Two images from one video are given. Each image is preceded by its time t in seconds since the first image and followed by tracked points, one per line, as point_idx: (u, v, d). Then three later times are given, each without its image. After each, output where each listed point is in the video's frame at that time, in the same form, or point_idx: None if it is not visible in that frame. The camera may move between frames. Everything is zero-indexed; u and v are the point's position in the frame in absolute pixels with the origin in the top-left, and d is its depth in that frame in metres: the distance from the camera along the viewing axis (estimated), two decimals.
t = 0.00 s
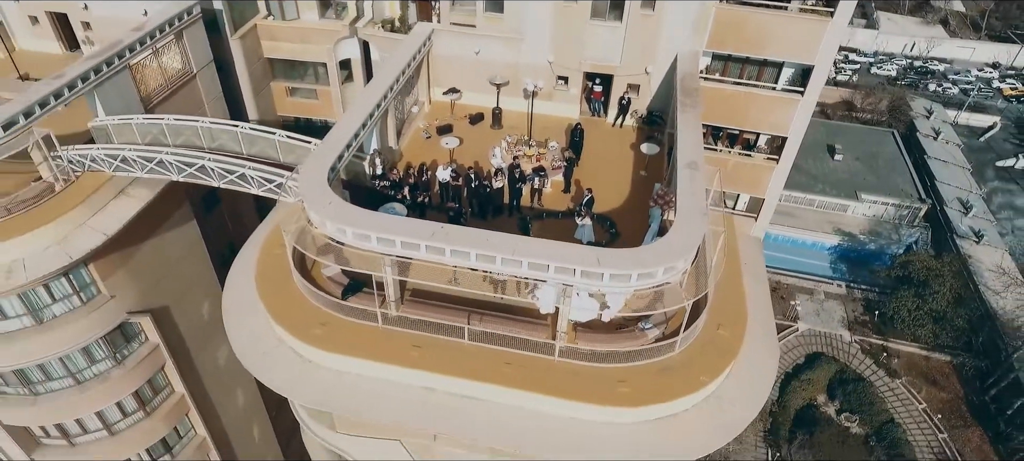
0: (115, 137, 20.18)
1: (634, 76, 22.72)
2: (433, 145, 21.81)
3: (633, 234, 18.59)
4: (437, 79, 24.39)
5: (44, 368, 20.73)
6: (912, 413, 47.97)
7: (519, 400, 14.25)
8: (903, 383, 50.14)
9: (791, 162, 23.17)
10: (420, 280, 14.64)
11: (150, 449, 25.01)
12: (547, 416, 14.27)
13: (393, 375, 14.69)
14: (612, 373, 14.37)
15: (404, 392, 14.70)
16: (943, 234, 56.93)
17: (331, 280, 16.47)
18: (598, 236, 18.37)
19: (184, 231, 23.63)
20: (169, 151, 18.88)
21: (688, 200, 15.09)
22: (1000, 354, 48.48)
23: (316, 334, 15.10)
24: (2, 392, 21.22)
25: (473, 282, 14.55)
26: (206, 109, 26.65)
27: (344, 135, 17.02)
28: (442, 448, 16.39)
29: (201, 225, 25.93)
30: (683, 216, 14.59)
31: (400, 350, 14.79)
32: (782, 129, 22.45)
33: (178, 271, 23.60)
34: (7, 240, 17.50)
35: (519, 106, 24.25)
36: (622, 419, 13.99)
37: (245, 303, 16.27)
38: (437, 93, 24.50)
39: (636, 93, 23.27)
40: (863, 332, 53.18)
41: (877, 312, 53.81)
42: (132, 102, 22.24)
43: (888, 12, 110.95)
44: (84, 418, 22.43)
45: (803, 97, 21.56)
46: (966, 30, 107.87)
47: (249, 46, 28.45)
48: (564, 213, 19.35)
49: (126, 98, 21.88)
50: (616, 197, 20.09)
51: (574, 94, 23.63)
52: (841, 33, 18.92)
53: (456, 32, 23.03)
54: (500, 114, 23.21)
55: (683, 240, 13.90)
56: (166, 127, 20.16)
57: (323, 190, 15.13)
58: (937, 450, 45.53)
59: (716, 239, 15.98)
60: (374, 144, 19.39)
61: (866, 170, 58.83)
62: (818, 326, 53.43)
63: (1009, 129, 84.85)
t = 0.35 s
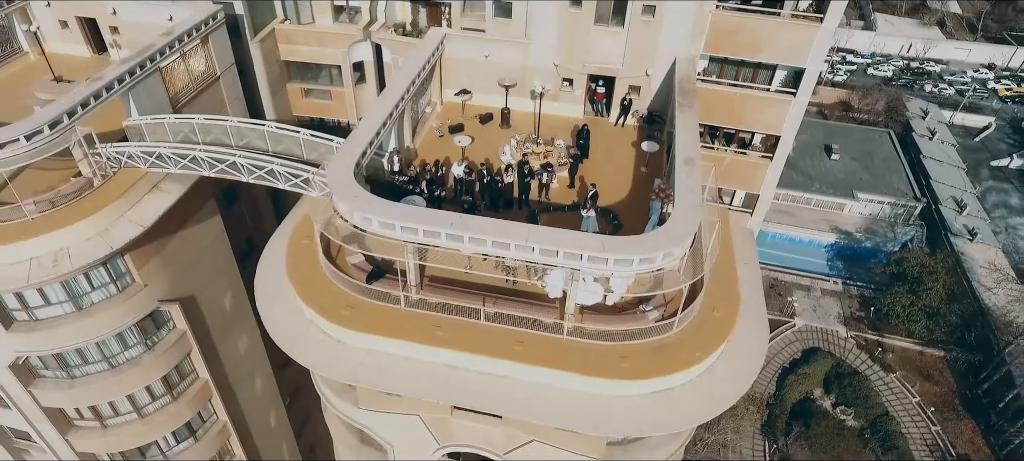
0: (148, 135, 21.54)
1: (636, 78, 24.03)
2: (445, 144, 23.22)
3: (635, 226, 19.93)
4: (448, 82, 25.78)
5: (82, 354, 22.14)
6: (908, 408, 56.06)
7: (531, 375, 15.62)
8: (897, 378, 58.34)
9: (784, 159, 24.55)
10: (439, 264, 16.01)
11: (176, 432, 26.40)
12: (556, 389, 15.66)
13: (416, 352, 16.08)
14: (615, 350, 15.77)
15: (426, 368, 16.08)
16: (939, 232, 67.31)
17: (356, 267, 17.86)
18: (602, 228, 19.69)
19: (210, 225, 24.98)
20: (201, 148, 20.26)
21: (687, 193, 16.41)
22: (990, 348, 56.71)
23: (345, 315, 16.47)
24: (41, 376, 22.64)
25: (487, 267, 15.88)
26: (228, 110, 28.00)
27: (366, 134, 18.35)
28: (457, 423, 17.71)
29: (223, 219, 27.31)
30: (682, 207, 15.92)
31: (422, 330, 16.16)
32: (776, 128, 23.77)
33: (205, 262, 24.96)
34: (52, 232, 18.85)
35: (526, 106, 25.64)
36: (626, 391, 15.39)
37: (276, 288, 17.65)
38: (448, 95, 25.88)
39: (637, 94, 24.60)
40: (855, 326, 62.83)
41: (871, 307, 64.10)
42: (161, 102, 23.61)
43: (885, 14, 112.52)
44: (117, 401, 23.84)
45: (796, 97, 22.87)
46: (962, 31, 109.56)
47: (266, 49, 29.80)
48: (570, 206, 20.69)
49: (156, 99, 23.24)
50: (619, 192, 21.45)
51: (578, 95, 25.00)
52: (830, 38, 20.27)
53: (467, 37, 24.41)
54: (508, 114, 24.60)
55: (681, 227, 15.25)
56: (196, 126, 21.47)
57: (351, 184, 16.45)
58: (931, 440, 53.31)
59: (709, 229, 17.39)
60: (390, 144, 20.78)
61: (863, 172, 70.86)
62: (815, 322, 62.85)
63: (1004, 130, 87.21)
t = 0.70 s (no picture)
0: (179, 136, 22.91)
1: (638, 82, 25.38)
2: (458, 145, 24.61)
3: (636, 223, 21.26)
4: (460, 86, 27.17)
5: (116, 342, 23.54)
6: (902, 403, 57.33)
7: (541, 357, 16.99)
8: (892, 374, 59.69)
9: (779, 160, 25.86)
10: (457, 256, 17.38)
11: (199, 419, 27.78)
12: (565, 370, 17.00)
13: (435, 336, 17.45)
14: (620, 334, 17.14)
15: (444, 350, 17.46)
16: (934, 231, 68.79)
17: (378, 259, 19.26)
18: (606, 224, 21.01)
19: (234, 221, 26.38)
20: (231, 149, 21.63)
21: (686, 190, 17.77)
22: (984, 345, 58.67)
23: (369, 302, 17.87)
24: (77, 363, 24.05)
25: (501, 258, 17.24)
26: (250, 112, 29.39)
27: (387, 136, 19.71)
28: (472, 405, 19.06)
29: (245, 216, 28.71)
30: (681, 203, 17.29)
31: (441, 316, 17.54)
32: (770, 130, 25.08)
33: (229, 257, 26.35)
34: (94, 226, 20.22)
35: (533, 109, 27.02)
36: (629, 372, 16.75)
37: (305, 278, 19.04)
38: (460, 98, 27.28)
39: (638, 98, 25.95)
40: (852, 323, 64.10)
41: (867, 305, 65.37)
42: (189, 105, 25.00)
43: (882, 16, 113.96)
44: (147, 387, 25.21)
45: (789, 101, 24.20)
46: (958, 34, 111.08)
47: (285, 54, 31.18)
48: (575, 204, 22.03)
49: (184, 102, 24.62)
50: (621, 190, 22.81)
51: (583, 98, 26.37)
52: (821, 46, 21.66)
53: (479, 44, 25.81)
54: (517, 117, 25.98)
55: (681, 221, 16.60)
56: (224, 127, 22.85)
57: (375, 181, 17.83)
58: (924, 434, 54.43)
59: (706, 224, 18.78)
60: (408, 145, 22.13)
61: (860, 172, 72.30)
62: (812, 320, 64.06)
63: (999, 131, 89.03)
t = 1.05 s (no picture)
0: (206, 139, 24.22)
1: (640, 88, 26.69)
2: (470, 147, 25.98)
3: (639, 221, 22.62)
4: (470, 91, 28.55)
5: (146, 334, 24.90)
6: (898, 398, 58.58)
7: (552, 344, 18.32)
8: (888, 370, 60.94)
9: (775, 162, 27.17)
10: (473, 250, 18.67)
11: (222, 408, 29.14)
12: (574, 356, 18.34)
13: (453, 325, 18.81)
14: (624, 323, 18.48)
15: (461, 338, 18.81)
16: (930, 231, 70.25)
17: (398, 254, 20.63)
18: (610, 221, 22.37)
19: (256, 219, 27.75)
20: (257, 151, 23.02)
21: (686, 190, 19.08)
22: (978, 342, 59.90)
23: (391, 293, 19.24)
24: (109, 354, 25.41)
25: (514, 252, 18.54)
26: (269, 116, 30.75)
27: (405, 139, 21.07)
28: (486, 391, 20.46)
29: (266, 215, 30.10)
30: (682, 201, 18.59)
31: (458, 307, 18.90)
32: (767, 132, 26.40)
33: (252, 254, 27.70)
34: (130, 223, 21.56)
35: (540, 113, 28.39)
36: (633, 358, 18.09)
37: (330, 271, 20.43)
38: (471, 103, 28.68)
39: (641, 103, 27.27)
40: (849, 322, 65.37)
41: (864, 303, 66.66)
42: (214, 109, 26.34)
43: (880, 19, 115.32)
44: (174, 378, 26.56)
45: (784, 105, 25.48)
46: (955, 36, 112.47)
47: (301, 60, 32.55)
48: (581, 203, 23.38)
49: (210, 106, 25.95)
50: (625, 189, 24.15)
51: (588, 103, 27.72)
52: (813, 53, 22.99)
53: (489, 51, 27.19)
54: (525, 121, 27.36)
55: (681, 219, 17.90)
56: (250, 130, 24.17)
57: (396, 182, 19.17)
58: (919, 430, 55.61)
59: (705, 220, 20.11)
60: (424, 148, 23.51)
61: (857, 173, 73.67)
62: (809, 318, 65.28)
63: (995, 133, 90.43)
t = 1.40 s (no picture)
0: (231, 143, 25.54)
1: (643, 95, 28.07)
2: (480, 151, 27.41)
3: (641, 221, 24.06)
4: (480, 97, 29.96)
5: (175, 327, 26.31)
6: (893, 395, 59.88)
7: (562, 336, 19.71)
8: (883, 368, 62.30)
9: (771, 165, 28.57)
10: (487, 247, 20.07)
11: (242, 400, 30.54)
12: (582, 347, 19.73)
13: (469, 318, 20.21)
14: (629, 316, 19.85)
15: (476, 330, 20.18)
16: (925, 232, 71.70)
17: (416, 251, 22.04)
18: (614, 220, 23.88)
19: (277, 220, 29.09)
20: (283, 155, 24.48)
21: (687, 191, 20.45)
22: (972, 340, 61.31)
23: (411, 288, 20.64)
24: (139, 347, 26.83)
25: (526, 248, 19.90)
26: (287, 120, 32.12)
27: (423, 144, 22.40)
28: (499, 380, 21.90)
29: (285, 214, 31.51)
30: (683, 202, 19.94)
31: (474, 300, 20.31)
32: (763, 137, 27.77)
33: (273, 252, 29.06)
34: (164, 223, 22.97)
35: (547, 117, 29.81)
36: (638, 348, 19.45)
37: (353, 268, 21.84)
38: (481, 108, 30.13)
39: (643, 108, 28.65)
40: (846, 320, 66.68)
41: (860, 303, 68.00)
42: (237, 114, 27.71)
43: (878, 22, 116.70)
44: (199, 369, 27.96)
45: (780, 111, 26.87)
46: (952, 39, 113.86)
47: (317, 66, 33.92)
48: (587, 204, 24.79)
49: (234, 111, 27.29)
50: (628, 191, 25.54)
51: (593, 109, 29.14)
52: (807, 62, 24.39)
53: (499, 60, 28.59)
54: (532, 125, 28.78)
55: (681, 218, 19.25)
56: (272, 135, 25.51)
57: (415, 184, 20.52)
58: (913, 425, 57.00)
59: (702, 222, 21.49)
60: (439, 153, 24.88)
61: (855, 175, 75.12)
62: (807, 317, 66.58)
63: (991, 135, 91.89)
